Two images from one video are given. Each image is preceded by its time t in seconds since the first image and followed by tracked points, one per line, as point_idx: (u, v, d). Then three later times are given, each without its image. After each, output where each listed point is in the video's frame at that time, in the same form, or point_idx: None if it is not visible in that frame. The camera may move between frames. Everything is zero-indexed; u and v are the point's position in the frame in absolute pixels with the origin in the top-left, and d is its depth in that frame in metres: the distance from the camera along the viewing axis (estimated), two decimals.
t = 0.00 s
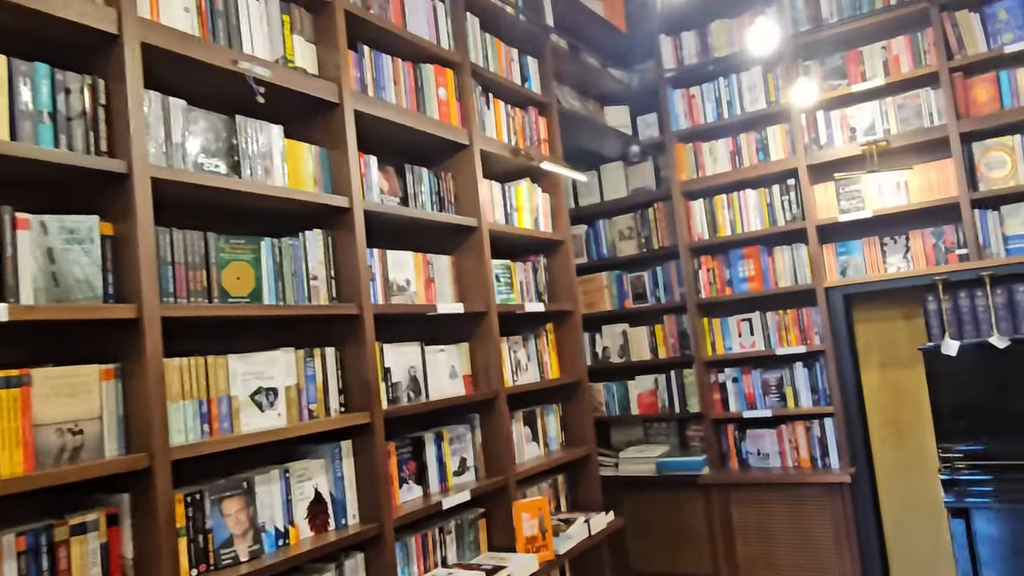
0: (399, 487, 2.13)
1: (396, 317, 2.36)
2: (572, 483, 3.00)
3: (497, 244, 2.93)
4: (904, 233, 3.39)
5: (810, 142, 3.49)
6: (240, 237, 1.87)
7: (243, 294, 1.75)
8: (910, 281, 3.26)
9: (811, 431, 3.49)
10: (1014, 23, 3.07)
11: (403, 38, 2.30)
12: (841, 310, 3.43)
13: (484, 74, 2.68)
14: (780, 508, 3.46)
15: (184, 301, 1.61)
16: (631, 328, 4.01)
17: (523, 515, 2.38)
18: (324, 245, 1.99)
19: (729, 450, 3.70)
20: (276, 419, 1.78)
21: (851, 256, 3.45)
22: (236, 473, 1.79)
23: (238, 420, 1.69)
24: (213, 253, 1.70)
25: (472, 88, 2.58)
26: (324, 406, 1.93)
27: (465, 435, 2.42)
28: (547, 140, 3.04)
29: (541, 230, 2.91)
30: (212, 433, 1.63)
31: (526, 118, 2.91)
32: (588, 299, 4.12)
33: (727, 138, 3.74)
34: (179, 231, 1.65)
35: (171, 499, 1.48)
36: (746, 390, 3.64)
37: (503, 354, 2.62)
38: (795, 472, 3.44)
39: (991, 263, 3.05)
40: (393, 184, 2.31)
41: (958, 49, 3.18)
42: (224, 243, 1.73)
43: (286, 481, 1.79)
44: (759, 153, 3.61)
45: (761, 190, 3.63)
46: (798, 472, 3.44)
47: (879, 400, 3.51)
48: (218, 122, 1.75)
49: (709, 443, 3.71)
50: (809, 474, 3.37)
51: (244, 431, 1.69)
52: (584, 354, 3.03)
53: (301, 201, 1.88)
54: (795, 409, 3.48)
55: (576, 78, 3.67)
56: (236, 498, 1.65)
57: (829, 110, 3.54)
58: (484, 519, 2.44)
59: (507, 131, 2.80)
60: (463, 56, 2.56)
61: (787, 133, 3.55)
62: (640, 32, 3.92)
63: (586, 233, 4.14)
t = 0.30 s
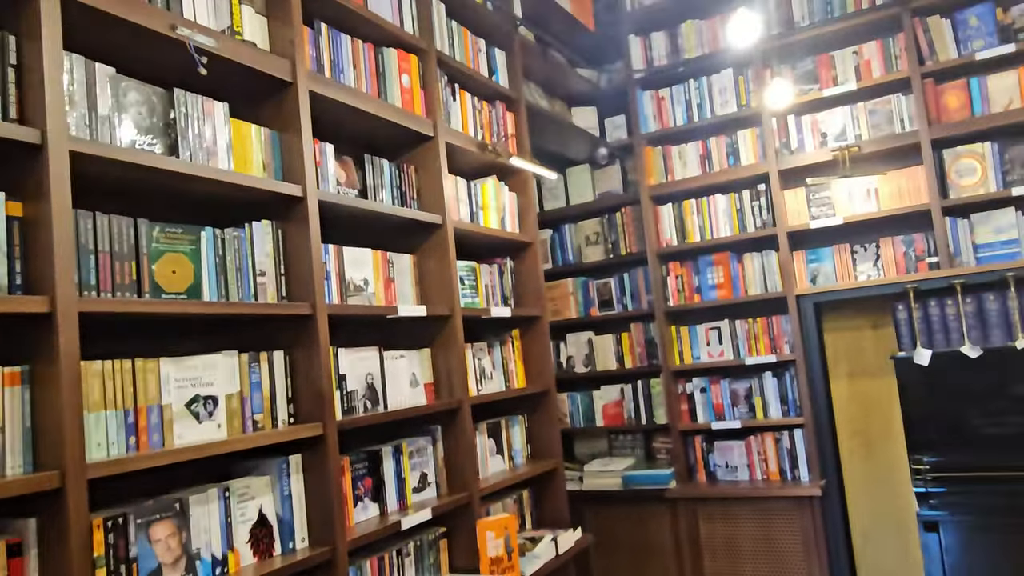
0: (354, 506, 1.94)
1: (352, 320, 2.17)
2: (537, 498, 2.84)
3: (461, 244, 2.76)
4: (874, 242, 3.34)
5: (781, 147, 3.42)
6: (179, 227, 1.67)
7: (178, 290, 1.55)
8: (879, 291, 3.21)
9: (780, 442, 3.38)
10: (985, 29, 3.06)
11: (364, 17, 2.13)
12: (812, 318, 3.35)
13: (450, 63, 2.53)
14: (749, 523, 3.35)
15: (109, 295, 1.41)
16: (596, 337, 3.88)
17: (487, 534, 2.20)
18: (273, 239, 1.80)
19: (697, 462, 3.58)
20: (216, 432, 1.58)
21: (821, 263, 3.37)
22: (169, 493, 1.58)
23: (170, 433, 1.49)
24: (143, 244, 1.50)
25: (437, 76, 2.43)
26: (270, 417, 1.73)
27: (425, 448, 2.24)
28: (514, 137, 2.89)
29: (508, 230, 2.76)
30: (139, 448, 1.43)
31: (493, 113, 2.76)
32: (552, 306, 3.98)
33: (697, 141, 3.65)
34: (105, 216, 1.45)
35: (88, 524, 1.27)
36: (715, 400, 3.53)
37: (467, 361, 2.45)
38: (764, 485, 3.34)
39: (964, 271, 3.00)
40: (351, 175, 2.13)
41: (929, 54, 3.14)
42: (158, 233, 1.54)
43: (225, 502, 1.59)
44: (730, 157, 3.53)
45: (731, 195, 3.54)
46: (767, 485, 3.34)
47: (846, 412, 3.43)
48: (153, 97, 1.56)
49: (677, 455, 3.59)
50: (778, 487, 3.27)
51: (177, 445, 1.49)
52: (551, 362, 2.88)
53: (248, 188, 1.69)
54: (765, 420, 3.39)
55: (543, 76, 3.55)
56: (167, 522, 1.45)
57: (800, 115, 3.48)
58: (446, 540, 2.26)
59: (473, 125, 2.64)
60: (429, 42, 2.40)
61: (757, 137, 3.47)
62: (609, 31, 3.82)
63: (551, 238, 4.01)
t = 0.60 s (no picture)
0: (301, 529, 1.75)
1: (301, 323, 1.98)
2: (498, 514, 2.68)
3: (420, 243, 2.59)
4: (843, 249, 3.28)
5: (750, 150, 3.34)
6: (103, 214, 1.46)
7: (101, 286, 1.34)
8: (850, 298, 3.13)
9: (747, 454, 3.30)
10: (956, 35, 3.07)
11: None
12: (780, 326, 3.26)
13: (412, 48, 2.36)
14: (715, 538, 3.24)
15: (13, 291, 1.20)
16: (558, 344, 3.74)
17: (448, 557, 2.04)
18: (213, 231, 1.60)
19: (662, 475, 3.47)
20: (142, 450, 1.38)
21: (789, 270, 3.31)
22: (84, 521, 1.36)
23: (86, 452, 1.29)
24: (58, 232, 1.30)
25: (398, 62, 2.25)
26: (206, 432, 1.53)
27: (381, 464, 2.06)
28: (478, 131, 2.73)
29: (471, 229, 2.60)
30: (48, 470, 1.22)
31: (457, 104, 2.60)
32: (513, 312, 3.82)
33: (664, 143, 3.55)
34: (11, 198, 1.24)
35: None
36: (680, 410, 3.43)
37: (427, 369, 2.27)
38: (730, 498, 3.24)
39: (934, 279, 2.96)
40: (302, 164, 1.94)
41: (900, 59, 3.13)
42: (78, 219, 1.33)
43: (152, 531, 1.38)
44: (698, 160, 3.44)
45: (698, 199, 3.45)
46: (733, 498, 3.24)
47: (814, 423, 3.37)
48: (74, 64, 1.36)
49: (641, 467, 3.46)
50: (745, 500, 3.17)
51: (95, 466, 1.29)
52: (514, 370, 2.72)
53: (185, 171, 1.49)
54: (732, 431, 3.29)
55: (508, 71, 3.40)
56: (80, 557, 1.25)
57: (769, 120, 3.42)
58: (402, 564, 2.07)
59: (435, 116, 2.47)
60: (389, 24, 2.23)
61: (726, 140, 3.39)
62: (575, 28, 3.70)
63: (512, 240, 3.86)
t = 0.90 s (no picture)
0: (234, 566, 1.52)
1: (237, 331, 1.76)
2: (454, 540, 2.48)
3: (372, 247, 2.39)
4: (809, 260, 3.20)
5: (716, 158, 3.25)
6: None
7: None
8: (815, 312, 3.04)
9: (713, 473, 3.17)
10: (922, 45, 3.04)
11: None
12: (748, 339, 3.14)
13: (366, 34, 2.17)
14: (679, 562, 3.10)
15: None
16: (516, 358, 3.56)
17: None
18: (131, 223, 1.38)
19: (624, 495, 3.32)
20: (36, 479, 1.14)
21: (755, 282, 3.21)
22: None
23: None
24: None
25: (351, 47, 2.07)
26: (119, 458, 1.30)
27: (327, 489, 1.85)
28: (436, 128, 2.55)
29: (427, 232, 2.41)
30: None
31: (413, 98, 2.42)
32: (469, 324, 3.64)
33: (627, 150, 3.43)
34: None
35: None
36: (643, 427, 3.28)
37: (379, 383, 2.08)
38: (695, 519, 3.11)
39: (902, 292, 2.90)
40: (241, 153, 1.73)
41: (867, 68, 3.08)
42: None
43: None
44: (663, 168, 3.33)
45: (663, 208, 3.33)
46: (697, 519, 3.11)
47: (780, 439, 3.25)
48: None
49: (603, 487, 3.30)
50: (711, 521, 3.04)
51: None
52: (473, 385, 2.53)
53: (98, 151, 1.28)
54: (697, 448, 3.16)
55: (466, 70, 3.23)
56: None
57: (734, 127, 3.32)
58: None
59: (391, 109, 2.29)
60: (341, 6, 2.04)
61: (691, 147, 3.29)
62: (536, 30, 3.57)
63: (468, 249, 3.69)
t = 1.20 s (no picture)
0: None
1: (159, 345, 1.53)
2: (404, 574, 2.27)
3: (316, 252, 2.17)
4: (773, 273, 3.11)
5: (679, 166, 3.14)
6: None
7: None
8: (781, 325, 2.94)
9: (676, 493, 3.04)
10: (886, 56, 2.99)
11: None
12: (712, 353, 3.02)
13: (314, 19, 1.97)
14: None
15: None
16: (469, 373, 3.37)
17: None
18: (22, 215, 1.15)
19: (583, 518, 3.15)
20: None
21: (718, 294, 3.10)
22: None
23: None
24: None
25: (295, 31, 1.86)
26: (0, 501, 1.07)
27: (261, 526, 1.63)
28: (388, 126, 2.36)
29: (378, 238, 2.21)
30: None
31: (363, 92, 2.22)
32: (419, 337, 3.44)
33: (587, 156, 3.29)
34: None
35: None
36: (604, 446, 3.13)
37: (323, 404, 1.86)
38: (658, 542, 2.96)
39: (869, 305, 2.82)
40: (164, 140, 1.51)
41: (831, 77, 3.01)
42: None
43: None
44: (624, 175, 3.20)
45: (624, 216, 3.20)
46: (660, 542, 2.96)
47: (744, 455, 3.15)
48: None
49: (561, 509, 3.13)
50: (676, 544, 2.90)
51: None
52: (427, 404, 2.34)
53: None
54: (660, 468, 3.02)
55: (418, 68, 3.04)
56: None
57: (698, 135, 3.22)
58: None
59: (339, 102, 2.08)
60: None
61: (654, 154, 3.17)
62: (493, 30, 3.41)
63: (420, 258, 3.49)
